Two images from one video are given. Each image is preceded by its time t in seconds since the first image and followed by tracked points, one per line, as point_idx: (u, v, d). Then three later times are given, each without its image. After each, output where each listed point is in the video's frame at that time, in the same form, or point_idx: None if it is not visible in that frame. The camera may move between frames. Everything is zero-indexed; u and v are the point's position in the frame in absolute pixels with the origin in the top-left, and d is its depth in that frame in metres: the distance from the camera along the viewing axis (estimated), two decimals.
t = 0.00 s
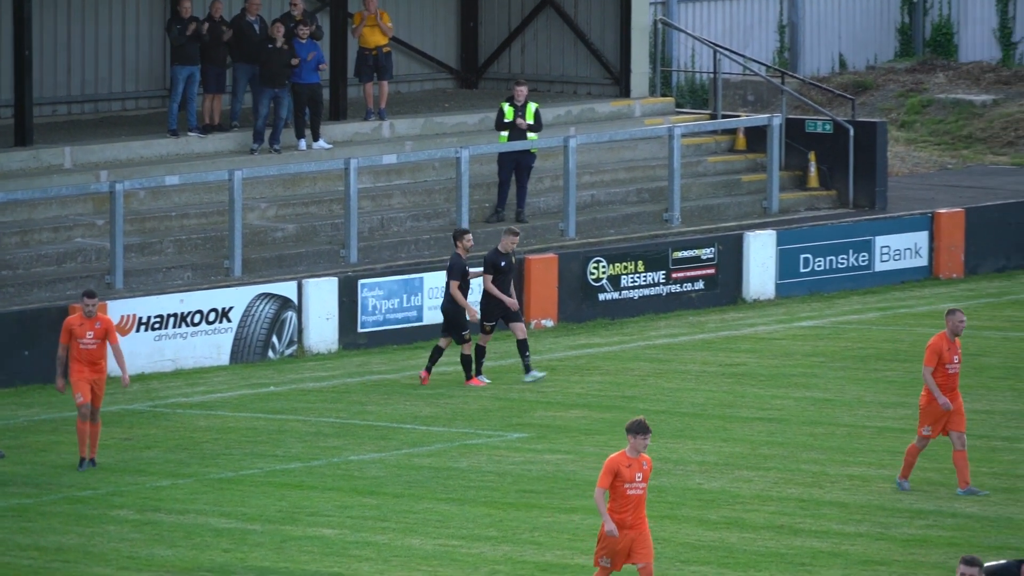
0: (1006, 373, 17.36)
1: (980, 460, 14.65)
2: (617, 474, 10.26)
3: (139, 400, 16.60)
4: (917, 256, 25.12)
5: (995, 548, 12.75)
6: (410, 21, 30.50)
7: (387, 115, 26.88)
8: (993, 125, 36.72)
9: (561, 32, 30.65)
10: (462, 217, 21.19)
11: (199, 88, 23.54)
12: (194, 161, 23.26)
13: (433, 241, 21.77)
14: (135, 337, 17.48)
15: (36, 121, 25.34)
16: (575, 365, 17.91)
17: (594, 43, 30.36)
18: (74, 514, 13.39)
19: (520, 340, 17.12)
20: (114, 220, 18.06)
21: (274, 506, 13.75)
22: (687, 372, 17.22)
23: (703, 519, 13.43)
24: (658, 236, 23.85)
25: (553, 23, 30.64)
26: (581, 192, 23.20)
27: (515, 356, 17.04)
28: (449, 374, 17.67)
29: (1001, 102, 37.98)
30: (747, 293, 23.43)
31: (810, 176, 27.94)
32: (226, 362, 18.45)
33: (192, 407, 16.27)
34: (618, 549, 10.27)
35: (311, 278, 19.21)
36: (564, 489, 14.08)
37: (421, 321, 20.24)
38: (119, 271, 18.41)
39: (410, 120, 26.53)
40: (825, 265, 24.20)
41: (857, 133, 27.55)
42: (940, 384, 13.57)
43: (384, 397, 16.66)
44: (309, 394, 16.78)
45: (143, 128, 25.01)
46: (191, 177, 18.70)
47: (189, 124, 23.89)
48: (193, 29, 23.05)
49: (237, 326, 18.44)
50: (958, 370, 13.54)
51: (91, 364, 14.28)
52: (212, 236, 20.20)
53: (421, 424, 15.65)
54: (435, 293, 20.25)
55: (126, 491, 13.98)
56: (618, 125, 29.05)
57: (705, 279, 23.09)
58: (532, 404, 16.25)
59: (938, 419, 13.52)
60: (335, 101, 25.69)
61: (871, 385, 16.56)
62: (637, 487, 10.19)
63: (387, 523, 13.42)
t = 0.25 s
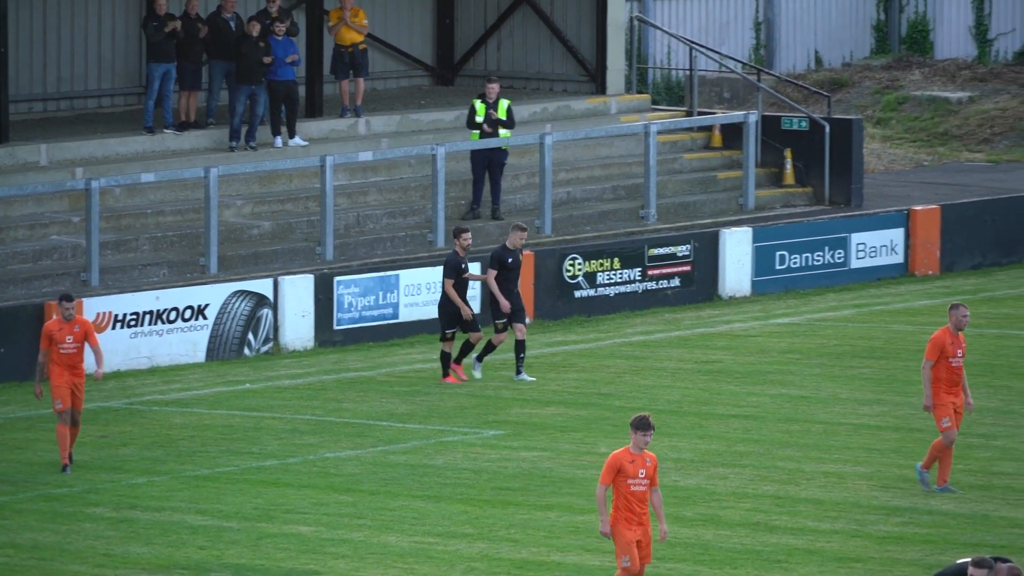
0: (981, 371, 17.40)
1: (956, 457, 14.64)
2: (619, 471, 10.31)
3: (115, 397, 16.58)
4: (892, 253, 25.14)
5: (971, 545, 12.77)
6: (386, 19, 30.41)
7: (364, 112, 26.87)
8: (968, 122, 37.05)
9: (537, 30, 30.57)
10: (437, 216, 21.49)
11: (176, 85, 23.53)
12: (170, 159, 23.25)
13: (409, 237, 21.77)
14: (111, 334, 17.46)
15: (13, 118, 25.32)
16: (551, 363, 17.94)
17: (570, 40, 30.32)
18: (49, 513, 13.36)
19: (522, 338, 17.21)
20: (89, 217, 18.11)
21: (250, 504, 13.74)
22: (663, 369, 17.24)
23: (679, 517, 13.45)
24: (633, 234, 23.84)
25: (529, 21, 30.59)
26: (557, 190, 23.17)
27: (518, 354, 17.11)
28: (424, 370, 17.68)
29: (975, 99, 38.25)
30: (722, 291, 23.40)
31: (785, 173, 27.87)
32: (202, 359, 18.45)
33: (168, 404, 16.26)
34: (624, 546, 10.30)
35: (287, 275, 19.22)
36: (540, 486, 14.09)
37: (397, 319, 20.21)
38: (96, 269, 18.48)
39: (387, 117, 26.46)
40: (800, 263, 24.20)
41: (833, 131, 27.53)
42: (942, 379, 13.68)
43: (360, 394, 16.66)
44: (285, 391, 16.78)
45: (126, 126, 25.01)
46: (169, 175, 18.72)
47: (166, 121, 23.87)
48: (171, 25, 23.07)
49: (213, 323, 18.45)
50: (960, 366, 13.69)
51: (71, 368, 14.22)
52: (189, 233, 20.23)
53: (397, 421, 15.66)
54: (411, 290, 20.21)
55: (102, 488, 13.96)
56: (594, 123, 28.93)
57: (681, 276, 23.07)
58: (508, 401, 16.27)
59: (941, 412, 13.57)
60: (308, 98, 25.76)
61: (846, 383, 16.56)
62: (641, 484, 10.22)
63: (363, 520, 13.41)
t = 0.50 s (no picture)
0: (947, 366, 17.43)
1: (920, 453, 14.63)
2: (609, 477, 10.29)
3: (79, 395, 16.56)
4: (857, 250, 25.20)
5: (935, 542, 12.80)
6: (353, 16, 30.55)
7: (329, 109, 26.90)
8: (932, 120, 37.60)
9: (503, 27, 30.89)
10: (400, 216, 21.74)
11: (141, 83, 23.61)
12: (135, 156, 23.32)
13: (374, 234, 21.91)
14: (76, 332, 17.48)
15: None
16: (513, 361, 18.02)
17: (534, 37, 30.63)
18: (13, 511, 13.31)
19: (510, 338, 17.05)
20: (51, 214, 18.29)
21: (216, 502, 13.72)
22: (627, 366, 17.26)
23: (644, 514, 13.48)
24: (598, 231, 23.84)
25: (494, 18, 30.93)
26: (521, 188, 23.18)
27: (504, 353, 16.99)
28: (388, 368, 17.70)
29: (939, 96, 38.72)
30: (687, 288, 23.40)
31: (750, 170, 27.85)
32: (166, 356, 18.45)
33: (132, 402, 16.25)
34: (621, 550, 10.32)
35: (252, 272, 19.21)
36: (504, 483, 14.10)
37: (362, 316, 20.24)
38: (60, 266, 18.78)
39: (352, 114, 26.54)
40: (764, 260, 24.24)
41: (798, 127, 27.69)
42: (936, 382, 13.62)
43: (324, 392, 16.65)
44: (249, 388, 16.79)
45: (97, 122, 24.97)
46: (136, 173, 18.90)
47: (132, 119, 23.99)
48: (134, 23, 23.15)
49: (178, 320, 18.45)
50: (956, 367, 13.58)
51: (41, 365, 14.13)
52: (153, 231, 20.16)
53: (361, 418, 15.65)
54: (376, 288, 20.25)
55: (65, 487, 13.92)
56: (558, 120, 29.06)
57: (646, 273, 23.09)
58: (473, 398, 16.30)
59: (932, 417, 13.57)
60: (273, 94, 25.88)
61: (811, 379, 16.57)
62: (630, 488, 10.19)
63: (328, 517, 13.41)
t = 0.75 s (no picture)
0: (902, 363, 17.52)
1: (876, 450, 14.63)
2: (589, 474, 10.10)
3: (36, 393, 16.53)
4: (813, 247, 25.23)
5: (891, 539, 12.80)
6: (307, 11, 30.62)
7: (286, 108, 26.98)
8: (888, 117, 38.53)
9: (458, 25, 30.83)
10: (357, 211, 21.62)
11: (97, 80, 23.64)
12: (91, 153, 23.36)
13: (330, 232, 21.90)
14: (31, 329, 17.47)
15: None
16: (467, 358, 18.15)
17: (492, 34, 30.48)
18: None
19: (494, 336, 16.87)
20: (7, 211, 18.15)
21: (172, 499, 13.69)
22: (583, 363, 17.31)
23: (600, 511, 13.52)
24: (554, 229, 23.94)
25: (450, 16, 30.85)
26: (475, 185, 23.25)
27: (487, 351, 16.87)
28: (344, 365, 17.71)
29: (895, 93, 39.77)
30: (642, 285, 23.43)
31: (706, 167, 28.02)
32: (122, 354, 18.47)
33: (88, 400, 16.25)
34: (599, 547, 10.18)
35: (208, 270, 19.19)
36: (461, 481, 14.10)
37: (318, 313, 20.22)
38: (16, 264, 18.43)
39: (307, 112, 26.54)
40: (720, 257, 24.23)
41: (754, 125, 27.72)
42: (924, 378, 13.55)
43: (280, 389, 16.67)
44: (204, 385, 16.80)
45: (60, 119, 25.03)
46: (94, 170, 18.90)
47: (88, 116, 24.04)
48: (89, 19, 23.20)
49: (134, 317, 18.48)
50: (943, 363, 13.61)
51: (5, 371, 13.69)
52: (109, 228, 20.29)
53: (318, 416, 15.66)
54: (332, 285, 20.21)
55: (20, 484, 13.87)
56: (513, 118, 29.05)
57: (602, 270, 23.09)
58: (429, 395, 16.34)
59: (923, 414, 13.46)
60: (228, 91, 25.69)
61: (766, 376, 16.59)
62: (611, 484, 10.10)
63: (284, 515, 13.39)
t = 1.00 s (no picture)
0: (850, 358, 17.64)
1: (824, 448, 14.64)
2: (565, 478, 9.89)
3: None
4: (760, 244, 25.48)
5: (838, 536, 12.80)
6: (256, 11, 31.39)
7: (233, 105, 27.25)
8: (835, 113, 40.34)
9: (407, 22, 31.74)
10: (305, 210, 21.93)
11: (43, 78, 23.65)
12: (38, 151, 23.49)
13: (279, 229, 22.20)
14: None
15: None
16: (415, 356, 18.28)
17: (438, 32, 31.37)
18: None
19: (478, 333, 16.88)
20: None
21: (120, 496, 13.64)
22: (531, 360, 17.41)
23: (547, 508, 13.56)
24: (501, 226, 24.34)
25: (396, 14, 31.80)
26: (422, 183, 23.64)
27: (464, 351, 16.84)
28: (292, 362, 17.77)
29: (842, 90, 41.51)
30: (590, 282, 23.53)
31: (654, 165, 28.56)
32: (70, 351, 18.47)
33: (35, 397, 16.24)
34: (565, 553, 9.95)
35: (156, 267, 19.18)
36: (408, 478, 14.11)
37: (266, 311, 20.23)
38: None
39: (255, 109, 26.94)
40: (668, 254, 24.42)
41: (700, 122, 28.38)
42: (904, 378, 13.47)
43: (228, 386, 16.71)
44: (151, 383, 16.83)
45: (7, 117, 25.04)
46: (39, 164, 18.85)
47: (34, 114, 24.13)
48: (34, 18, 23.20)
49: (81, 314, 18.47)
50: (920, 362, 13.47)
51: None
52: (56, 226, 20.00)
53: (265, 413, 15.68)
54: (280, 284, 20.20)
55: None
56: (461, 114, 29.82)
57: (549, 267, 23.15)
58: (376, 392, 16.40)
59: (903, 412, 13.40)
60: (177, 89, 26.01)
61: (712, 373, 16.68)
62: (584, 487, 9.92)
63: (231, 512, 13.37)
